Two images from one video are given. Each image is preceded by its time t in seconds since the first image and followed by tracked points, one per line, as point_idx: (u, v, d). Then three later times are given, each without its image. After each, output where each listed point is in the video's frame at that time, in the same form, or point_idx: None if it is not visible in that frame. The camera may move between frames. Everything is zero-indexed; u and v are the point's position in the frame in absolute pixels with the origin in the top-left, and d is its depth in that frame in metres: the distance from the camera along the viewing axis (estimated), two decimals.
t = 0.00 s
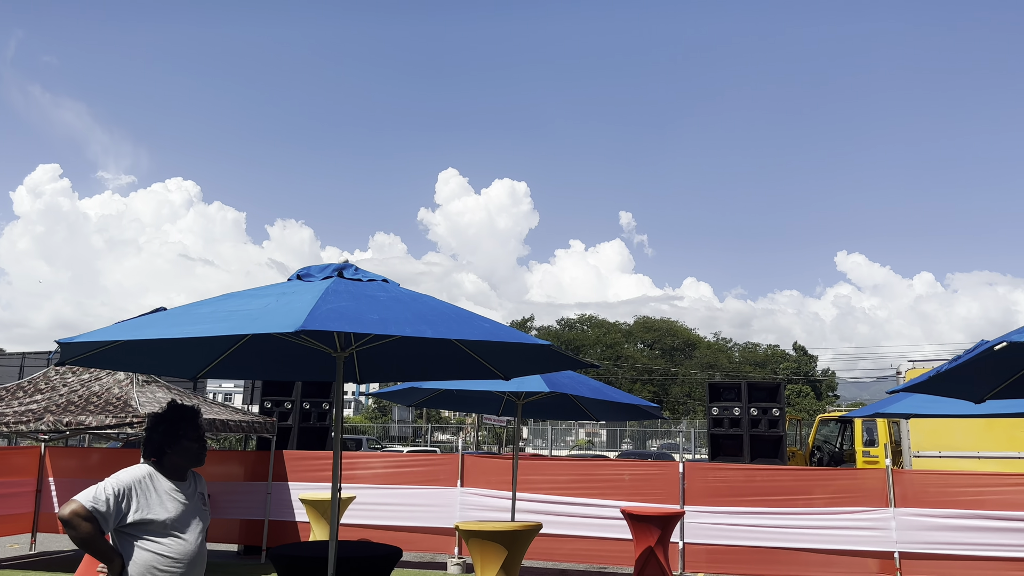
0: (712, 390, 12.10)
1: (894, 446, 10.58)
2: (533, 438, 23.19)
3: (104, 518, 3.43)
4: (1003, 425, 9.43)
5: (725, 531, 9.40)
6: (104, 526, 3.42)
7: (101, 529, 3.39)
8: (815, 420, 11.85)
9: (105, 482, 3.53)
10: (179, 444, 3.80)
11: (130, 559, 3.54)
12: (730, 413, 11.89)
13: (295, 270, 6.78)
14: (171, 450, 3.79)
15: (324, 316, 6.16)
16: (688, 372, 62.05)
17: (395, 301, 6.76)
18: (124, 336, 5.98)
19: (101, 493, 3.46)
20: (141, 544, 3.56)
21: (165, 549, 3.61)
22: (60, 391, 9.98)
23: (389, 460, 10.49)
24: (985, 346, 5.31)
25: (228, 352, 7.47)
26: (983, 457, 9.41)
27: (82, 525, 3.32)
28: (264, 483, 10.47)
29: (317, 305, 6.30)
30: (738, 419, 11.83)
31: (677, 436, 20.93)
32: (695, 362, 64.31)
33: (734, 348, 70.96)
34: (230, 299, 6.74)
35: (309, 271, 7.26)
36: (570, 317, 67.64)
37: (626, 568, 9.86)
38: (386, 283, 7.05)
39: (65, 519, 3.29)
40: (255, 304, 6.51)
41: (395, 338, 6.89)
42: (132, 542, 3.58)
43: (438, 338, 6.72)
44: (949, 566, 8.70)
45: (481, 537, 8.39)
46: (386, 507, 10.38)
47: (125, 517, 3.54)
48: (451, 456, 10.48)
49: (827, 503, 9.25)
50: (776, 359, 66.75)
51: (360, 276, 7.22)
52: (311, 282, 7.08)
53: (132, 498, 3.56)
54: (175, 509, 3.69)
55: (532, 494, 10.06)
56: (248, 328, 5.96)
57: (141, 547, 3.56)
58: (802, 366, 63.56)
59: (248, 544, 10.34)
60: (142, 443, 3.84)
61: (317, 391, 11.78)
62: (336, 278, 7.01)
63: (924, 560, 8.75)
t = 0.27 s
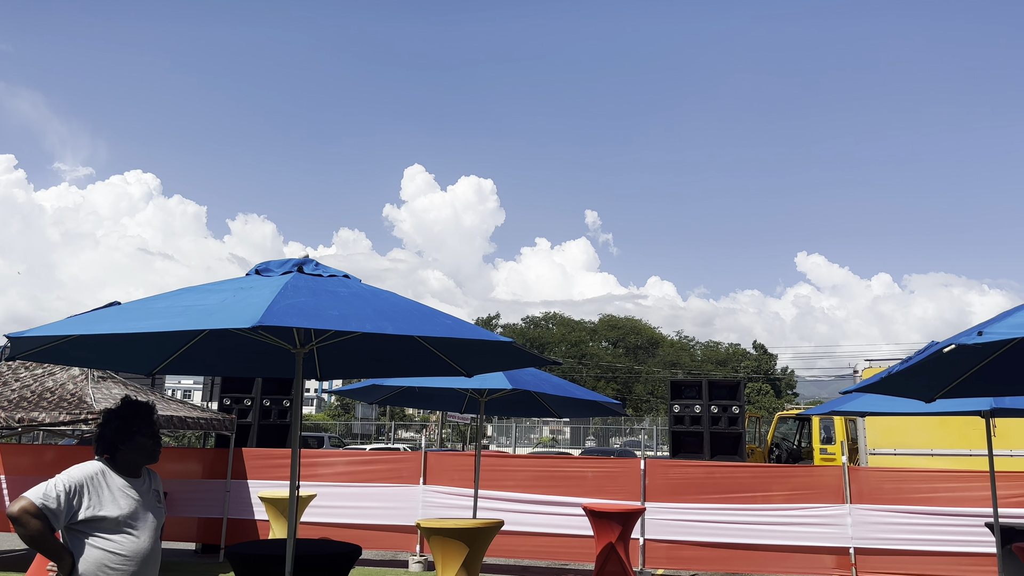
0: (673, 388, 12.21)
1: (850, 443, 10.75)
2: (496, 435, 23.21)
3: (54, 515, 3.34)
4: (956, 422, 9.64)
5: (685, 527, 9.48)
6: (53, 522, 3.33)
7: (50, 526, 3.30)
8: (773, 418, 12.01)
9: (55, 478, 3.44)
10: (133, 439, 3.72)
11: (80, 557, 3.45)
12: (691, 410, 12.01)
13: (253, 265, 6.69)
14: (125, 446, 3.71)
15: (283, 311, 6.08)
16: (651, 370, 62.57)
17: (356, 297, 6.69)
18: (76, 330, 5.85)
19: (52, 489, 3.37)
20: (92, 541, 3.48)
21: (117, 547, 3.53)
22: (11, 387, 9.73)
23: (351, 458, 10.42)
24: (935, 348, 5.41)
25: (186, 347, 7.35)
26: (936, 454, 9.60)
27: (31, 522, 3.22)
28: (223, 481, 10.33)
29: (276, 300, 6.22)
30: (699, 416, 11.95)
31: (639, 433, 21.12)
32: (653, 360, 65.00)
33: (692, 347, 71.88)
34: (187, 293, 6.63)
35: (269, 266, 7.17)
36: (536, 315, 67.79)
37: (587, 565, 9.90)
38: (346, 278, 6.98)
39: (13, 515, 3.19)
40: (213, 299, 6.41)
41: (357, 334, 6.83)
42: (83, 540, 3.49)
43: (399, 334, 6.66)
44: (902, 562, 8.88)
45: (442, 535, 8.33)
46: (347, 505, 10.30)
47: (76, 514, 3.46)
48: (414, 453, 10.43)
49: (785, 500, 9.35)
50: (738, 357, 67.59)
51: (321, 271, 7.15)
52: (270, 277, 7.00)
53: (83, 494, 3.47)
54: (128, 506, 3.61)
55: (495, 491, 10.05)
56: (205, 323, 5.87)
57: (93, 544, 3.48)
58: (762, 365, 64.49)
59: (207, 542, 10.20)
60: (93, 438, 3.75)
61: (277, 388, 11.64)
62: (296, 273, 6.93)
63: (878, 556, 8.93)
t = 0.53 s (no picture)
0: (636, 385, 12.30)
1: (809, 440, 10.90)
2: (462, 433, 23.21)
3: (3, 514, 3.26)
4: (912, 420, 9.82)
5: (647, 523, 9.53)
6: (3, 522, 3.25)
7: None
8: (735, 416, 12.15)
9: (5, 476, 3.36)
10: (87, 436, 3.64)
11: (31, 557, 3.37)
12: (654, 408, 12.11)
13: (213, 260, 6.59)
14: (79, 443, 3.62)
15: (242, 307, 5.98)
16: (615, 368, 63.01)
17: (318, 293, 6.61)
18: (28, 325, 5.72)
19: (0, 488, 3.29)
20: (43, 541, 3.40)
21: (69, 546, 3.46)
22: None
23: (314, 456, 10.33)
24: (887, 350, 5.51)
25: (143, 343, 7.23)
26: (893, 452, 9.77)
27: None
28: (182, 479, 10.19)
29: (236, 296, 6.13)
30: (662, 413, 12.05)
31: (603, 430, 21.25)
32: (621, 358, 65.32)
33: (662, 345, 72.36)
34: (144, 289, 6.52)
35: (229, 261, 7.07)
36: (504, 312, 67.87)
37: (550, 562, 9.93)
38: (308, 274, 6.90)
39: None
40: (170, 295, 6.31)
41: (318, 331, 6.75)
42: (34, 539, 3.41)
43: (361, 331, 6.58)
44: (859, 557, 9.02)
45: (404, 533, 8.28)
46: (309, 503, 10.21)
47: (26, 513, 3.38)
48: (377, 451, 10.37)
49: (745, 496, 9.43)
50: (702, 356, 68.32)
51: (282, 267, 7.06)
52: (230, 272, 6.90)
53: (34, 492, 3.39)
54: (81, 504, 3.53)
55: (458, 489, 10.03)
56: (162, 319, 5.76)
57: (44, 543, 3.41)
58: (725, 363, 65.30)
59: (165, 541, 10.04)
60: (46, 434, 3.66)
61: (238, 385, 11.51)
62: (257, 269, 6.84)
63: (835, 552, 9.06)
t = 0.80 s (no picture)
0: (602, 384, 12.39)
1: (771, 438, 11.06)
2: (428, 431, 23.19)
3: None
4: (871, 419, 9.99)
5: (612, 520, 9.57)
6: None
7: None
8: (698, 414, 12.27)
9: None
10: (41, 433, 3.55)
11: None
12: (619, 406, 12.20)
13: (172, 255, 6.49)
14: (33, 440, 3.54)
15: (202, 303, 5.89)
16: (582, 366, 63.35)
17: (280, 289, 6.54)
18: None
19: None
20: None
21: (21, 545, 3.38)
22: None
23: (278, 454, 10.23)
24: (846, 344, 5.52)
25: (100, 340, 7.09)
26: (852, 450, 9.92)
27: None
28: (142, 478, 10.03)
29: (195, 292, 6.04)
30: (626, 412, 12.15)
31: (569, 428, 21.34)
32: (585, 356, 66.18)
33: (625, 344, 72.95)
34: (102, 284, 6.40)
35: (189, 257, 6.97)
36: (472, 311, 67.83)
37: (514, 560, 9.93)
38: (271, 270, 6.83)
39: None
40: (128, 290, 6.20)
41: (280, 328, 6.67)
42: None
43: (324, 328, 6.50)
44: (817, 553, 9.12)
45: (368, 532, 8.21)
46: (272, 502, 10.11)
47: None
48: (342, 449, 10.29)
49: (707, 493, 9.48)
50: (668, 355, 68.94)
51: (244, 263, 6.98)
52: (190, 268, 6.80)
53: None
54: (34, 503, 3.45)
55: (424, 487, 9.99)
56: (118, 315, 5.65)
57: None
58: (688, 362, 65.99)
59: (124, 541, 9.88)
60: None
61: (200, 382, 11.36)
62: (218, 265, 6.75)
63: (795, 548, 9.14)
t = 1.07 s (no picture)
0: (570, 381, 12.43)
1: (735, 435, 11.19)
2: (396, 429, 23.15)
3: None
4: (834, 417, 10.11)
5: (578, 518, 9.51)
6: None
7: None
8: (665, 412, 12.36)
9: None
10: None
11: None
12: (587, 404, 12.24)
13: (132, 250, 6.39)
14: None
15: (162, 299, 5.79)
16: (550, 365, 63.63)
17: (243, 285, 6.45)
18: None
19: None
20: None
21: None
22: None
23: (242, 452, 10.12)
24: (807, 341, 5.56)
25: (58, 336, 6.96)
26: (815, 448, 10.04)
27: None
28: (102, 476, 9.87)
29: (155, 287, 5.94)
30: (594, 409, 12.20)
31: (537, 425, 21.40)
32: (554, 355, 66.50)
33: (595, 342, 73.33)
34: (59, 279, 6.29)
35: (150, 252, 6.88)
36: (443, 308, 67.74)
37: (480, 558, 9.91)
38: (233, 266, 6.74)
39: None
40: (86, 285, 6.09)
41: (243, 324, 6.58)
42: None
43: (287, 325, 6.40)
44: (779, 550, 9.09)
45: (332, 531, 8.13)
46: (236, 501, 10.00)
47: None
48: (307, 448, 10.20)
49: (673, 488, 9.42)
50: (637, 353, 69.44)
51: (206, 259, 6.89)
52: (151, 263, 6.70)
53: None
54: None
55: (391, 485, 9.92)
56: (75, 310, 5.54)
57: None
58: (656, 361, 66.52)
59: (83, 540, 9.72)
60: None
61: (163, 379, 11.21)
62: (179, 260, 6.66)
63: (758, 544, 9.12)
